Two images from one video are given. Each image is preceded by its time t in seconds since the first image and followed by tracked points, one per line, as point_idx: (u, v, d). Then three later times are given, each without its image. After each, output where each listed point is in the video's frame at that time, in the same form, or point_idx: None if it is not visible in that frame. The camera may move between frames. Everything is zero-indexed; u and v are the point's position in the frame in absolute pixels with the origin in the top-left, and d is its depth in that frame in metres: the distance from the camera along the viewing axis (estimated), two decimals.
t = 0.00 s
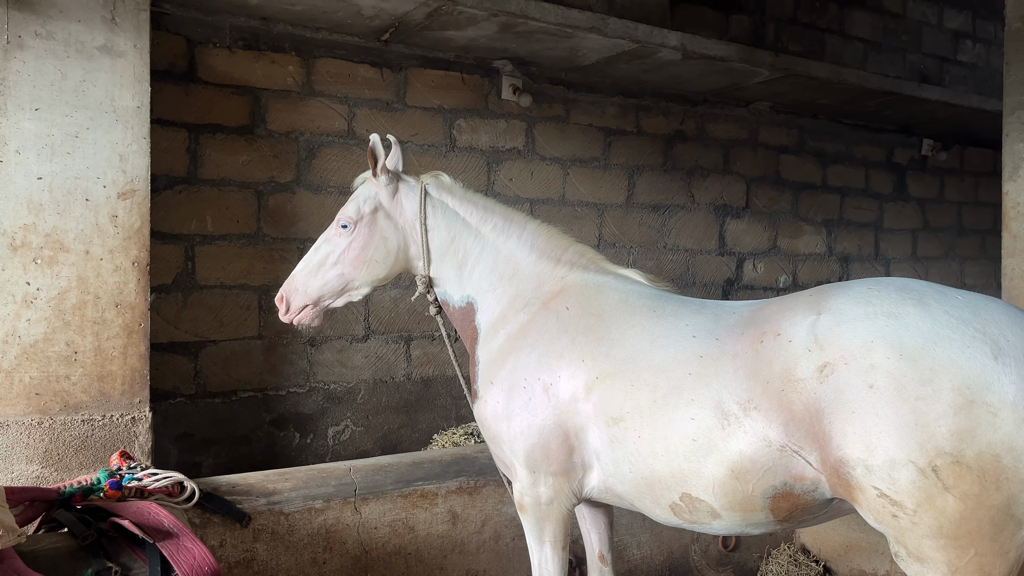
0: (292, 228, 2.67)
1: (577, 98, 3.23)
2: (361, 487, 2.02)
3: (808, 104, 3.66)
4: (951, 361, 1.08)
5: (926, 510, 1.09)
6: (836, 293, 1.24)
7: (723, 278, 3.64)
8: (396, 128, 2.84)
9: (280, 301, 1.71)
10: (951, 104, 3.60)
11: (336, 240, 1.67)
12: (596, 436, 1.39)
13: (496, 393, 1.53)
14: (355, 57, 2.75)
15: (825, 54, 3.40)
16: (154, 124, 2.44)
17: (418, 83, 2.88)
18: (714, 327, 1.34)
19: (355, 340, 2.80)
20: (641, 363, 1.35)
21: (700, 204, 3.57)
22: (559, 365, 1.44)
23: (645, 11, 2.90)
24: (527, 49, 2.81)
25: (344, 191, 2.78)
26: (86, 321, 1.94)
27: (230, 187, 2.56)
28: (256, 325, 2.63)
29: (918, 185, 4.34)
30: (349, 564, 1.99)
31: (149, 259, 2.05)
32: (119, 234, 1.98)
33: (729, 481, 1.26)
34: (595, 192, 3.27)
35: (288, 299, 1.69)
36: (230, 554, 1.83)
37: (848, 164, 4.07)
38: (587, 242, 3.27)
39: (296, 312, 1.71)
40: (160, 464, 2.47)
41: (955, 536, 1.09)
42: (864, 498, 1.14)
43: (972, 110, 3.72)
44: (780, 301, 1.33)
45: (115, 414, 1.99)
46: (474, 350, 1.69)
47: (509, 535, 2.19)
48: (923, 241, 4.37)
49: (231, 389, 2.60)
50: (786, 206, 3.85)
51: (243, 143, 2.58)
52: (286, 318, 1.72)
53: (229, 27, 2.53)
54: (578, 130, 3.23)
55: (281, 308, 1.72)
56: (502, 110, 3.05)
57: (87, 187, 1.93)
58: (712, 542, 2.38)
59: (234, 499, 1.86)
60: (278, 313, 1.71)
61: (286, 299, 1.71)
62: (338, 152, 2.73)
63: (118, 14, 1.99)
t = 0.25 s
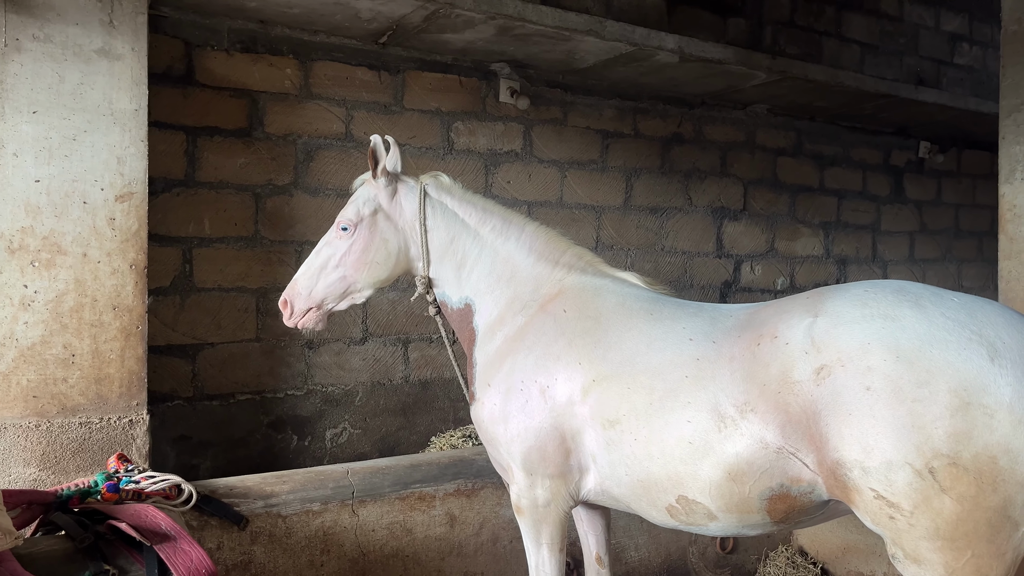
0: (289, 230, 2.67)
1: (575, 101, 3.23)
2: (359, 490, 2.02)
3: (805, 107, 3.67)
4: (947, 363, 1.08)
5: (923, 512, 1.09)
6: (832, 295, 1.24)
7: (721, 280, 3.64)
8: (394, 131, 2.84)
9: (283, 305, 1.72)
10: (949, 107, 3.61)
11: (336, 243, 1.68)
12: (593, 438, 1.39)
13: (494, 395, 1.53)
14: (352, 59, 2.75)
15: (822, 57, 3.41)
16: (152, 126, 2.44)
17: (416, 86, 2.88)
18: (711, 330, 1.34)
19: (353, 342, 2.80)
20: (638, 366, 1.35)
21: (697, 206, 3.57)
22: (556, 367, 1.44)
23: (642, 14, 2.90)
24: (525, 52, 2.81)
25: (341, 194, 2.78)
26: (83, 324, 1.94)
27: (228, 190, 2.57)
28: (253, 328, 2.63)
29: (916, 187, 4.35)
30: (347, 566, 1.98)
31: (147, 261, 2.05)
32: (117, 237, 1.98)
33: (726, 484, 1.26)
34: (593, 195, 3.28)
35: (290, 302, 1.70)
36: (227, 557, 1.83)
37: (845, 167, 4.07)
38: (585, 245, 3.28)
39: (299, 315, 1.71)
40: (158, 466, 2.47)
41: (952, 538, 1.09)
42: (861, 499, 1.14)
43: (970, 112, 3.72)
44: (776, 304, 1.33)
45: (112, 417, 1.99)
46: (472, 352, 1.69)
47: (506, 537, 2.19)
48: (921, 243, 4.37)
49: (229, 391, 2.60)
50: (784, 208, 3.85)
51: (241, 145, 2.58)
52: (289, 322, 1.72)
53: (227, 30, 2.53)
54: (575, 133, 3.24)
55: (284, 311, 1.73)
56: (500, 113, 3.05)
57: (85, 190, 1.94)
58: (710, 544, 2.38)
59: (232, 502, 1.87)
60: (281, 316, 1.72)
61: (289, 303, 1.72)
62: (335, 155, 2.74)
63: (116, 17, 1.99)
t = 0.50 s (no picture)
0: (288, 233, 2.67)
1: (573, 103, 3.23)
2: (357, 492, 2.02)
3: (803, 109, 3.67)
4: (946, 365, 1.08)
5: (922, 514, 1.09)
6: (831, 298, 1.24)
7: (719, 282, 3.65)
8: (392, 133, 2.84)
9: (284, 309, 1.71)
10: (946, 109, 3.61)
11: (337, 246, 1.68)
12: (592, 441, 1.39)
13: (492, 397, 1.53)
14: (350, 62, 2.76)
15: (820, 59, 3.41)
16: (150, 129, 2.44)
17: (414, 88, 2.88)
18: (710, 334, 1.34)
19: (351, 345, 2.80)
20: (638, 369, 1.35)
21: (695, 208, 3.57)
22: (555, 370, 1.44)
23: (640, 17, 2.91)
24: (523, 54, 2.81)
25: (340, 196, 2.78)
26: (81, 326, 1.94)
27: (226, 192, 2.57)
28: (251, 330, 2.63)
29: (914, 189, 4.35)
30: (345, 569, 1.98)
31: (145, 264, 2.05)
32: (115, 239, 1.98)
33: (725, 487, 1.26)
34: (591, 197, 3.28)
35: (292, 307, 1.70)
36: (225, 560, 1.83)
37: (843, 169, 4.08)
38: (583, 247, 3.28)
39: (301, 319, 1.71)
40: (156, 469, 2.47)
41: (951, 540, 1.09)
42: (860, 502, 1.14)
43: (967, 115, 3.73)
44: (775, 307, 1.33)
45: (110, 419, 1.99)
46: (471, 354, 1.69)
47: (505, 540, 2.19)
48: (919, 245, 4.38)
49: (227, 394, 2.60)
50: (782, 210, 3.86)
51: (239, 148, 2.58)
52: (291, 326, 1.72)
53: (225, 32, 2.53)
54: (573, 135, 3.24)
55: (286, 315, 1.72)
56: (498, 115, 3.06)
57: (83, 193, 1.93)
58: (708, 546, 2.38)
59: (230, 505, 1.86)
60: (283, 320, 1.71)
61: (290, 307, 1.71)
62: (333, 157, 2.74)
63: (114, 19, 1.99)
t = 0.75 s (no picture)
0: (286, 234, 2.67)
1: (571, 104, 3.24)
2: (355, 494, 2.02)
3: (801, 110, 3.68)
4: (942, 366, 1.08)
5: (920, 514, 1.09)
6: (828, 299, 1.24)
7: (717, 283, 3.65)
8: (390, 135, 2.85)
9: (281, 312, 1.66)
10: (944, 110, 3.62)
11: (340, 247, 1.65)
12: (590, 442, 1.39)
13: (491, 398, 1.53)
14: (348, 63, 2.76)
15: (818, 61, 3.42)
16: (148, 130, 2.44)
17: (412, 90, 2.88)
18: (708, 335, 1.34)
19: (349, 346, 2.80)
20: (636, 370, 1.35)
21: (693, 209, 3.58)
22: (553, 371, 1.44)
23: (638, 18, 2.91)
24: (521, 56, 2.82)
25: (338, 197, 2.78)
26: (79, 328, 1.94)
27: (224, 194, 2.56)
28: (249, 332, 2.63)
29: (912, 190, 4.36)
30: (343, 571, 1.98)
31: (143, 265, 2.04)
32: (113, 240, 1.98)
33: (723, 488, 1.26)
34: (589, 198, 3.28)
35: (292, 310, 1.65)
36: (223, 562, 1.83)
37: (841, 170, 4.08)
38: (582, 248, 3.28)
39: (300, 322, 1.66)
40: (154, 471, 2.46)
41: (948, 540, 1.09)
42: (857, 502, 1.14)
43: (965, 116, 3.74)
44: (772, 308, 1.33)
45: (108, 421, 1.99)
46: (469, 355, 1.69)
47: (503, 541, 2.18)
48: (917, 246, 4.38)
49: (225, 396, 2.60)
50: (780, 211, 3.86)
51: (237, 149, 2.58)
52: (289, 329, 1.67)
53: (223, 34, 2.53)
54: (572, 137, 3.24)
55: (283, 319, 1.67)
56: (496, 116, 3.06)
57: (80, 194, 1.93)
58: (707, 547, 2.38)
59: (228, 506, 1.86)
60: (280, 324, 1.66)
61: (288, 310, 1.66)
62: (332, 158, 2.74)
63: (112, 21, 1.99)
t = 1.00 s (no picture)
0: (284, 236, 2.67)
1: (569, 106, 3.24)
2: (353, 496, 2.01)
3: (799, 112, 3.68)
4: (938, 367, 1.08)
5: (916, 516, 1.09)
6: (824, 300, 1.24)
7: (715, 284, 3.65)
8: (388, 136, 2.85)
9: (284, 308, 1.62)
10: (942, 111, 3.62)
11: (349, 243, 1.63)
12: (587, 443, 1.39)
13: (489, 398, 1.52)
14: (346, 65, 2.76)
15: (816, 62, 3.42)
16: (145, 132, 2.44)
17: (410, 91, 2.88)
18: (704, 336, 1.34)
19: (347, 348, 2.79)
20: (632, 371, 1.35)
21: (691, 210, 3.58)
22: (551, 372, 1.44)
23: (636, 20, 2.92)
24: (519, 57, 2.82)
25: (335, 199, 2.78)
26: (76, 330, 1.93)
27: (221, 196, 2.56)
28: (247, 334, 2.63)
29: (910, 191, 4.36)
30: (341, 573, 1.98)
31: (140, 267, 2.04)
32: (110, 242, 1.97)
33: (718, 489, 1.26)
34: (587, 200, 3.28)
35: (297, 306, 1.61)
36: (220, 564, 1.83)
37: (839, 171, 4.08)
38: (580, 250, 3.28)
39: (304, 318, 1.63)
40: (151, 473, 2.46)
41: (945, 542, 1.09)
42: (854, 504, 1.14)
43: (962, 117, 3.74)
44: (768, 309, 1.33)
45: (105, 423, 1.99)
46: (469, 354, 1.69)
47: (501, 543, 2.18)
48: (915, 247, 4.39)
49: (222, 398, 2.59)
50: (778, 212, 3.86)
51: (235, 151, 2.58)
52: (292, 326, 1.63)
53: (220, 35, 2.53)
54: (570, 138, 3.24)
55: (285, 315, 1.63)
56: (494, 118, 3.06)
57: (77, 196, 1.93)
58: (705, 549, 2.38)
59: (225, 508, 1.86)
60: (283, 320, 1.62)
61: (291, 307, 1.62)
62: (329, 160, 2.74)
63: (109, 22, 1.99)
